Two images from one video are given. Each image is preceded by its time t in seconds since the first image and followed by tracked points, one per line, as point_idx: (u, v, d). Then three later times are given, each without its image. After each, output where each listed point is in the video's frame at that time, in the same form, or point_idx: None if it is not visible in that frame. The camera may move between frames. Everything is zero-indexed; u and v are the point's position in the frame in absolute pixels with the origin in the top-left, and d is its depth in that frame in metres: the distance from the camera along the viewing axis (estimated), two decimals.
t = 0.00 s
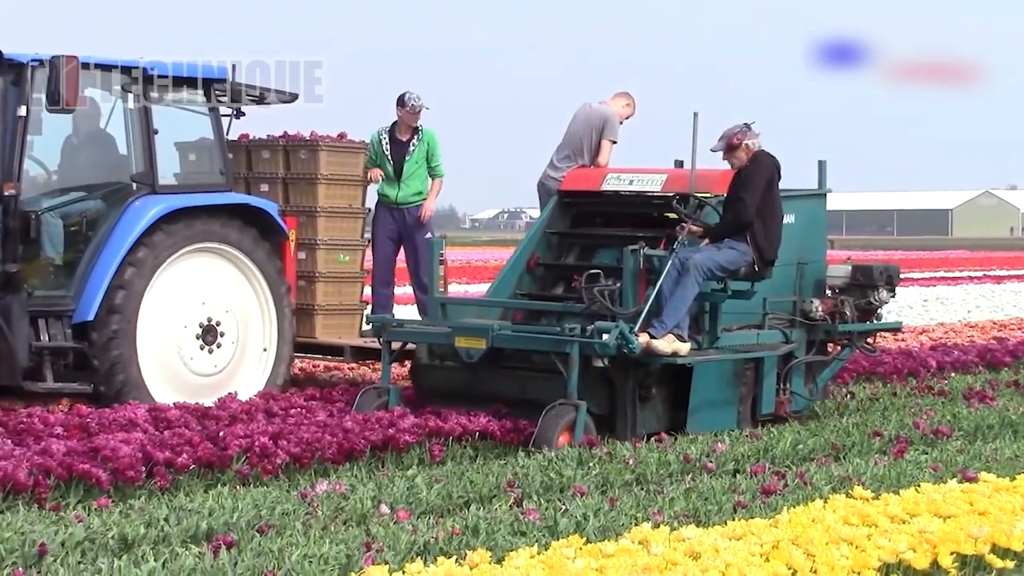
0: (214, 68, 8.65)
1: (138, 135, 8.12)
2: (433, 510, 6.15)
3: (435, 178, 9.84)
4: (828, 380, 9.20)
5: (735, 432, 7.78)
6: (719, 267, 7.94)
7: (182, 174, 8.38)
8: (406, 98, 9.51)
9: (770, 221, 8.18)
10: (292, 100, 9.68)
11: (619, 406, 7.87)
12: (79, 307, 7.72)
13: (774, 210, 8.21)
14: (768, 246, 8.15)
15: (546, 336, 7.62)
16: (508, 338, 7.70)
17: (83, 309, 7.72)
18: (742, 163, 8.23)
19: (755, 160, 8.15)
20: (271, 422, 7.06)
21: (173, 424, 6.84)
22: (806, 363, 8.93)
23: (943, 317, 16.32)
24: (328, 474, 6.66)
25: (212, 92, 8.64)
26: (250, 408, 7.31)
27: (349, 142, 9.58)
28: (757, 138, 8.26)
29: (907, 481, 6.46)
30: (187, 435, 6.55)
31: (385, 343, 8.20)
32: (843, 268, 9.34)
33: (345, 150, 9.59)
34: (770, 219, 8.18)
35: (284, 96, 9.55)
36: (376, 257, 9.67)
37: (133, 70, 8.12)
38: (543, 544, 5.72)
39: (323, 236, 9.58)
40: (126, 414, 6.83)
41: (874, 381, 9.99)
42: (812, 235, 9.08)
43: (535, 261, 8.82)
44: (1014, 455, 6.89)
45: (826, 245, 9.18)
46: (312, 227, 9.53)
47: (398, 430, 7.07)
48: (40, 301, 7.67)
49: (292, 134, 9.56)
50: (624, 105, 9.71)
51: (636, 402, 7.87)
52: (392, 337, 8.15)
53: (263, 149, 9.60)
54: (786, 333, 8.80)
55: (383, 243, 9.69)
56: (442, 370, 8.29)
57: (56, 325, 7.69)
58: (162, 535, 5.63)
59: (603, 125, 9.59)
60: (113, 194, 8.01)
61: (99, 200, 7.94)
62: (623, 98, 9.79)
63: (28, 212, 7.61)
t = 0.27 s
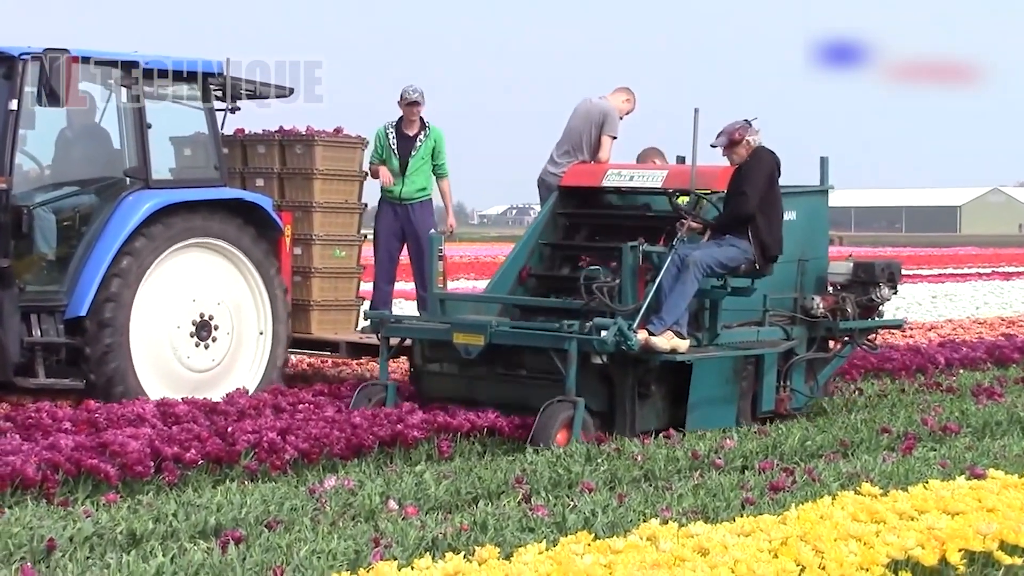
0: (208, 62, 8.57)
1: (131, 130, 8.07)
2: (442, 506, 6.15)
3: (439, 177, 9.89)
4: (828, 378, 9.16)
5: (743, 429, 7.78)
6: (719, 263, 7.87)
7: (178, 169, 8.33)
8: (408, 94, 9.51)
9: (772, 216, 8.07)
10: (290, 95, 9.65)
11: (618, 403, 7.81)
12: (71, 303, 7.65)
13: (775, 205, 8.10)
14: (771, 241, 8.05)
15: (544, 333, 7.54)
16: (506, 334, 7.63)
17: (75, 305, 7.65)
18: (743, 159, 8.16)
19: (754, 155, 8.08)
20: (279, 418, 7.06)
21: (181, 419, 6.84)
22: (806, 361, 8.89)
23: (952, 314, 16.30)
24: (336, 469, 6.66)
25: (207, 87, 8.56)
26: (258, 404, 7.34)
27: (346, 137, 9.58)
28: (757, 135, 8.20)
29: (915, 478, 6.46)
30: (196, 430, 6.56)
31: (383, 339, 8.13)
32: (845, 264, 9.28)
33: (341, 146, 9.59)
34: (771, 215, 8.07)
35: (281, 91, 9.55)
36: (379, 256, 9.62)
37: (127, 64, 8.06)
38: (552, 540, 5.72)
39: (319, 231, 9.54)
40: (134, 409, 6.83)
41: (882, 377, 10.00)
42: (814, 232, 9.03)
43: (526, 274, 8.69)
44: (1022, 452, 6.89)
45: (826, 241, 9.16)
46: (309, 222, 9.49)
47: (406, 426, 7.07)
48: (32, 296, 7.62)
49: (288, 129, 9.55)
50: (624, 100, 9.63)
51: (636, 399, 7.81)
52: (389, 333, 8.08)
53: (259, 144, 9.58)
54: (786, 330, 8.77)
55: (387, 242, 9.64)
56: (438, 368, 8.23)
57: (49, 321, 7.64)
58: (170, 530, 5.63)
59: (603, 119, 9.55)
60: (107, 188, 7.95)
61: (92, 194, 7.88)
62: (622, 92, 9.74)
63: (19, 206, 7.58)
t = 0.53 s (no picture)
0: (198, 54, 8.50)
1: (120, 123, 8.02)
2: (448, 499, 6.15)
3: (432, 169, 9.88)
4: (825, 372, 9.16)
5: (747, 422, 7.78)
6: (713, 256, 7.87)
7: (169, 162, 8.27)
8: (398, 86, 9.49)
9: (768, 210, 8.05)
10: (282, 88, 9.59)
11: (614, 397, 7.80)
12: (60, 297, 7.58)
13: (772, 200, 8.08)
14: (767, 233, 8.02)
15: (539, 326, 7.49)
16: (501, 327, 7.58)
17: (64, 300, 7.58)
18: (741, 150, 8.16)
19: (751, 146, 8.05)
20: (285, 412, 7.06)
21: (187, 413, 6.84)
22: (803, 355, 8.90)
23: (956, 307, 16.29)
24: (342, 463, 6.66)
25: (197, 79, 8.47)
26: (264, 397, 7.36)
27: (339, 129, 9.52)
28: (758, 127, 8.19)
29: (922, 471, 6.45)
30: (202, 424, 6.56)
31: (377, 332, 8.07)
32: (842, 258, 9.24)
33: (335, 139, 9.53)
34: (768, 209, 8.06)
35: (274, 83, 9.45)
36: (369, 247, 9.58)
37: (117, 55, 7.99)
38: (558, 533, 5.71)
39: (312, 225, 9.47)
40: (139, 403, 6.83)
41: (888, 371, 10.00)
42: (812, 225, 8.99)
43: (514, 284, 8.68)
44: None
45: (825, 235, 9.13)
46: (301, 215, 9.43)
47: (412, 419, 7.07)
48: (21, 291, 7.55)
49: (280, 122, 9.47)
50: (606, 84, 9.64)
51: (631, 393, 7.80)
52: (383, 326, 8.02)
53: (251, 137, 9.51)
54: (783, 324, 8.74)
55: (378, 233, 9.64)
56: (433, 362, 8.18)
57: (37, 316, 7.56)
58: (176, 524, 5.62)
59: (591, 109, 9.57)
60: (95, 181, 7.89)
61: (81, 187, 7.82)
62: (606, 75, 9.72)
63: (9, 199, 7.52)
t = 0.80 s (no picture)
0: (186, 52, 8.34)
1: (110, 122, 7.93)
2: (451, 499, 6.15)
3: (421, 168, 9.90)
4: (821, 370, 9.13)
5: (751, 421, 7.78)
6: (705, 254, 7.84)
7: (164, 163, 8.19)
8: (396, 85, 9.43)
9: (763, 211, 8.06)
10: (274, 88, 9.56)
11: (607, 397, 7.75)
12: (49, 299, 7.51)
13: (765, 199, 8.09)
14: (762, 233, 8.04)
15: (530, 326, 7.47)
16: (492, 327, 7.55)
17: (52, 302, 7.50)
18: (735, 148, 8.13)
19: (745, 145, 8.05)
20: (288, 412, 7.07)
21: (191, 414, 6.85)
22: (798, 354, 8.87)
23: (959, 304, 16.27)
24: (345, 463, 6.66)
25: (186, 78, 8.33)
26: (267, 397, 7.37)
27: (330, 130, 9.49)
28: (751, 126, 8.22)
29: (925, 468, 6.45)
30: (205, 425, 6.56)
31: (370, 333, 8.04)
32: (837, 256, 9.18)
33: (327, 138, 9.49)
34: (763, 208, 8.07)
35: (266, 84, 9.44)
36: (362, 250, 9.53)
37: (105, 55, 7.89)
38: (562, 532, 5.72)
39: (303, 225, 9.45)
40: (143, 404, 6.84)
41: (891, 368, 10.00)
42: (806, 224, 8.97)
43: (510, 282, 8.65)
44: None
45: (820, 233, 9.11)
46: (292, 216, 9.41)
47: (415, 419, 7.08)
48: (9, 292, 7.48)
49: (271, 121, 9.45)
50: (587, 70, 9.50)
51: (624, 392, 7.75)
52: (376, 327, 7.99)
53: (242, 137, 9.51)
54: (778, 323, 8.71)
55: (371, 235, 9.61)
56: (425, 362, 8.12)
57: (26, 318, 7.47)
58: (180, 524, 5.63)
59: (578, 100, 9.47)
60: (84, 181, 7.84)
61: (70, 187, 7.78)
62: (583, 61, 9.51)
63: None
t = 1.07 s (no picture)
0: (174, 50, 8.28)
1: (97, 120, 7.89)
2: (455, 497, 6.15)
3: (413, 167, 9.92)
4: (817, 369, 9.10)
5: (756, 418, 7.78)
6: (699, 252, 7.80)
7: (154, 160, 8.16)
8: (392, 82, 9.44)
9: (760, 210, 8.01)
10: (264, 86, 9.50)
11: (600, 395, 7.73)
12: (37, 298, 7.49)
13: (762, 197, 8.06)
14: (759, 232, 8.00)
15: (522, 325, 7.44)
16: (484, 327, 7.54)
17: (39, 302, 7.48)
18: (727, 146, 8.03)
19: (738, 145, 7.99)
20: (292, 410, 7.07)
21: (194, 412, 6.86)
22: (792, 353, 8.86)
23: (963, 301, 16.27)
24: (349, 461, 6.67)
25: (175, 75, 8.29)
26: (271, 396, 7.38)
27: (320, 128, 9.37)
28: (741, 121, 8.05)
29: (929, 465, 6.45)
30: (209, 423, 6.57)
31: (361, 332, 8.06)
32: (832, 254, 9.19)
33: (318, 135, 9.38)
34: (760, 207, 8.02)
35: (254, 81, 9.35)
36: (355, 248, 9.51)
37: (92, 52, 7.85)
38: (565, 530, 5.72)
39: (293, 224, 9.35)
40: (147, 403, 6.85)
41: (895, 366, 10.00)
42: (801, 223, 8.98)
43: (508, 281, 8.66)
44: None
45: (815, 232, 9.11)
46: (282, 214, 9.32)
47: (419, 417, 7.09)
48: None
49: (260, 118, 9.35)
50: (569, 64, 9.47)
51: (617, 390, 7.74)
52: (367, 325, 8.00)
53: (231, 135, 9.41)
54: (772, 321, 8.69)
55: (364, 232, 9.57)
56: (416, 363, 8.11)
57: (13, 317, 7.47)
58: (184, 523, 5.64)
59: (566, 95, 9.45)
60: (72, 179, 7.81)
61: (58, 185, 7.75)
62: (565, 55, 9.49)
63: None
